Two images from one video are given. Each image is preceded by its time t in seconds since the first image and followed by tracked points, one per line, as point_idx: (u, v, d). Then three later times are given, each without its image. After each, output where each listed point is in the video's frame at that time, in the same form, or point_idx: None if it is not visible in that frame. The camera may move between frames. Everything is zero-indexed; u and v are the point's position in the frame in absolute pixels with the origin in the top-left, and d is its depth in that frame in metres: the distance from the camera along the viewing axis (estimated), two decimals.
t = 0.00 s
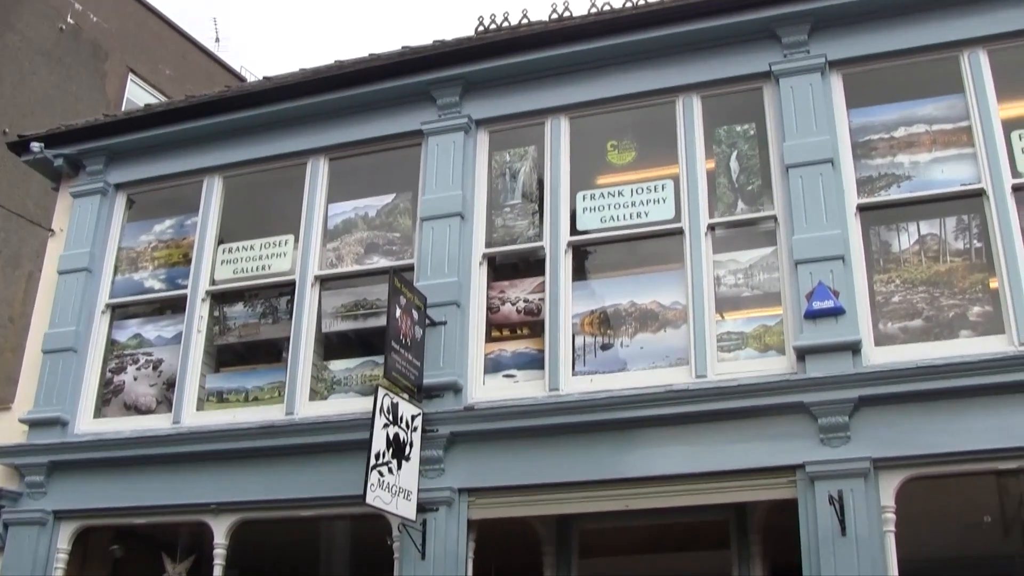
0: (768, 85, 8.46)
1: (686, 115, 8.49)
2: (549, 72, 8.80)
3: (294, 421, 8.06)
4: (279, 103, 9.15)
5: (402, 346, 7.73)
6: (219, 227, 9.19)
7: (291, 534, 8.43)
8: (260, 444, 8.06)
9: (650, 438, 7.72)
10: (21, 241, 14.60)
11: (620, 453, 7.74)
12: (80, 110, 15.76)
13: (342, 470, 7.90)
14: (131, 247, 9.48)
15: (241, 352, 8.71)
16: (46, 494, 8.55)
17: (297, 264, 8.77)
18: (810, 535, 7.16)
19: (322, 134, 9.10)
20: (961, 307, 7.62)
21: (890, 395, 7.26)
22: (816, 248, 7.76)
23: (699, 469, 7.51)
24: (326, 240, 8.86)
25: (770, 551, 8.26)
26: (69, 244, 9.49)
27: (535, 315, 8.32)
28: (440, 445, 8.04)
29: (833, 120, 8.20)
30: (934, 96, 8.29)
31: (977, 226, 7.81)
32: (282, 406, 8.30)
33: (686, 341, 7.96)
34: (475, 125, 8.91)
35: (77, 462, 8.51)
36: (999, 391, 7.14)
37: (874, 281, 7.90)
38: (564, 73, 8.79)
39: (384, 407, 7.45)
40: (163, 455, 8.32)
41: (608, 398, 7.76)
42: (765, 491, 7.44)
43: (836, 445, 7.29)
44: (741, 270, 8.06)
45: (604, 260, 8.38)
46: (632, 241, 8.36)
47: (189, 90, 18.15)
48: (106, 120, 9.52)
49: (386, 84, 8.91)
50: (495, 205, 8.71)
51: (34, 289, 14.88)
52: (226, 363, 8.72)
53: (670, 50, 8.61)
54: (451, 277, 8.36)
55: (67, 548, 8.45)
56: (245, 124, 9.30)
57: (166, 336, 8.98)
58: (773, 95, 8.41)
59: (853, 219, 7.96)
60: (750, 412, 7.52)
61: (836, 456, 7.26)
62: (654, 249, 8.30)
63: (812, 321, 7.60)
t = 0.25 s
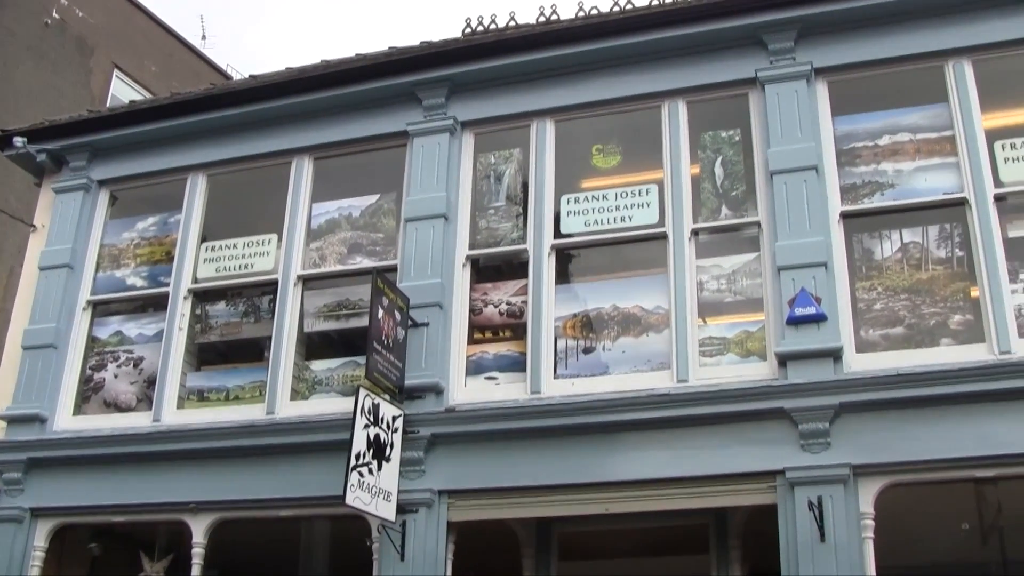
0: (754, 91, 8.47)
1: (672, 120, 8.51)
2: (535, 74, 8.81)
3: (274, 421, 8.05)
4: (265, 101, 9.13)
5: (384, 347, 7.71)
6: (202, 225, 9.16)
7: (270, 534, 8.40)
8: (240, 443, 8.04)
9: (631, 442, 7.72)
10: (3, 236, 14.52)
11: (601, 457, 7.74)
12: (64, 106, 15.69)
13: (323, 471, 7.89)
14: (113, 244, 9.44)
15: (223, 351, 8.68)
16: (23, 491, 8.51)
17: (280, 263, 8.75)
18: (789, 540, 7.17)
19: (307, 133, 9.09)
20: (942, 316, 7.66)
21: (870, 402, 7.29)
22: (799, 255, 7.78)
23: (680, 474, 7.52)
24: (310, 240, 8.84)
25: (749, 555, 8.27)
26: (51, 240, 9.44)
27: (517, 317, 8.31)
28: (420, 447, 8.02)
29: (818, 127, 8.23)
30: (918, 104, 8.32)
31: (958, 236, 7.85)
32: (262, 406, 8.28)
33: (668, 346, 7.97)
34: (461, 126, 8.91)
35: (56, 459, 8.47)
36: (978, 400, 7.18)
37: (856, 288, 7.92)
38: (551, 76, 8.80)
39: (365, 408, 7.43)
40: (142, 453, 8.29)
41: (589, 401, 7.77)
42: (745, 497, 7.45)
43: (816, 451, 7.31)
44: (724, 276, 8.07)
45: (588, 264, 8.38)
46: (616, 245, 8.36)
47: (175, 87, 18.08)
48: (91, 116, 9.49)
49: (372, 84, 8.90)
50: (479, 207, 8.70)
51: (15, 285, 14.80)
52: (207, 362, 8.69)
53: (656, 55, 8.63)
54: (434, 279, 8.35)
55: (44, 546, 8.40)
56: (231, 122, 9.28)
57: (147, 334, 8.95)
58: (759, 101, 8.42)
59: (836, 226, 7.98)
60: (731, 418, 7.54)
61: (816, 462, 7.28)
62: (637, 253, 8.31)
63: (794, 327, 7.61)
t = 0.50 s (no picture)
0: (735, 96, 8.49)
1: (653, 123, 8.52)
2: (518, 76, 8.81)
3: (251, 419, 8.02)
4: (247, 98, 9.11)
5: (362, 347, 7.69)
6: (182, 222, 9.13)
7: (245, 532, 8.37)
8: (216, 441, 8.01)
9: (608, 445, 7.73)
10: None
11: (578, 459, 7.74)
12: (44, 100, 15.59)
13: (299, 470, 7.86)
14: (91, 239, 9.40)
15: (200, 348, 8.65)
16: None
17: (259, 261, 8.73)
18: (764, 544, 7.18)
19: (289, 131, 9.07)
20: (919, 323, 7.69)
21: (846, 408, 7.32)
22: (778, 260, 7.81)
23: (656, 477, 7.53)
24: (289, 238, 8.81)
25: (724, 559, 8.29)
26: (29, 234, 9.38)
27: (496, 318, 8.31)
28: (397, 447, 8.01)
29: (799, 133, 8.25)
30: (899, 112, 8.36)
31: (937, 243, 7.89)
32: (239, 404, 8.25)
33: (647, 349, 7.97)
34: (443, 126, 8.90)
35: (30, 455, 8.42)
36: (952, 407, 7.22)
37: (835, 293, 7.95)
38: (534, 78, 8.80)
39: (342, 408, 7.41)
40: (117, 450, 8.24)
41: (567, 403, 7.77)
42: (721, 501, 7.46)
43: (792, 456, 7.33)
44: (704, 280, 8.08)
45: (568, 266, 8.39)
46: (596, 247, 8.37)
47: (157, 82, 17.96)
48: (71, 110, 9.44)
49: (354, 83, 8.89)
50: (460, 208, 8.69)
51: None
52: (185, 359, 8.66)
53: (639, 59, 8.64)
54: (414, 278, 8.34)
55: (17, 542, 8.35)
56: (212, 119, 9.25)
57: (124, 330, 8.90)
58: (740, 106, 8.44)
59: (815, 232, 8.01)
60: (708, 421, 7.55)
61: (792, 467, 7.30)
62: (617, 256, 8.31)
63: (772, 332, 7.63)
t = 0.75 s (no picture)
0: (715, 101, 8.52)
1: (633, 126, 8.54)
2: (499, 77, 8.83)
3: (226, 416, 8.00)
4: (227, 96, 9.11)
5: (338, 345, 7.68)
6: (159, 218, 9.10)
7: (220, 530, 8.34)
8: (190, 438, 7.99)
9: (583, 447, 7.73)
10: None
11: (553, 461, 7.74)
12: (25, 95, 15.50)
13: (273, 468, 7.85)
14: (68, 234, 9.36)
15: (176, 345, 8.62)
16: None
17: (237, 258, 8.71)
18: (738, 548, 7.20)
19: (269, 129, 9.06)
20: (895, 329, 7.72)
21: (820, 413, 7.34)
22: (755, 265, 7.83)
23: (631, 480, 7.54)
24: (267, 236, 8.80)
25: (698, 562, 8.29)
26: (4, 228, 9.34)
27: (473, 319, 8.31)
28: (372, 446, 7.99)
29: (778, 138, 8.28)
30: (878, 119, 8.39)
31: (914, 250, 7.92)
32: (215, 401, 8.23)
33: (623, 352, 7.98)
34: (423, 126, 8.90)
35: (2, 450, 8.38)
36: (925, 414, 7.25)
37: (811, 299, 7.97)
38: (515, 79, 8.82)
39: (318, 406, 7.39)
40: (91, 446, 8.21)
41: (542, 405, 7.78)
42: (695, 504, 7.47)
43: (767, 460, 7.34)
44: (681, 283, 8.09)
45: (546, 268, 8.39)
46: (574, 250, 8.37)
47: (136, 77, 17.76)
48: (50, 104, 9.40)
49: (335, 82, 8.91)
50: (438, 208, 8.69)
51: None
52: (160, 355, 8.63)
53: (619, 62, 8.67)
54: (391, 278, 8.34)
55: None
56: (192, 115, 9.24)
57: (99, 326, 8.87)
58: (720, 110, 8.47)
59: (793, 238, 8.03)
60: (682, 425, 7.56)
61: (766, 471, 7.31)
62: (595, 258, 8.32)
63: (748, 336, 7.65)
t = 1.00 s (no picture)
0: (694, 105, 8.55)
1: (612, 129, 8.55)
2: (479, 78, 8.84)
3: (200, 414, 7.98)
4: (207, 93, 9.10)
5: (314, 344, 7.66)
6: (136, 214, 9.07)
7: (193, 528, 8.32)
8: (164, 436, 7.96)
9: (557, 449, 7.73)
10: None
11: (528, 462, 7.73)
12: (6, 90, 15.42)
13: (247, 466, 7.83)
14: (44, 229, 9.32)
15: (151, 342, 8.59)
16: None
17: (213, 256, 8.69)
18: (711, 551, 7.22)
19: (248, 126, 9.06)
20: (870, 335, 7.74)
21: (794, 418, 7.36)
22: (732, 269, 7.84)
23: (605, 482, 7.54)
24: (244, 234, 8.78)
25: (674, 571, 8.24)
26: None
27: (450, 320, 8.31)
28: (347, 446, 7.97)
29: (756, 143, 8.30)
30: (857, 125, 8.41)
31: (890, 256, 7.95)
32: (189, 399, 8.21)
33: (599, 354, 7.99)
34: (402, 126, 8.90)
35: None
36: (897, 419, 7.28)
37: (787, 304, 7.98)
38: (495, 80, 8.83)
39: (293, 405, 7.37)
40: (64, 442, 8.18)
41: (517, 406, 7.78)
42: (669, 507, 7.48)
43: (741, 464, 7.36)
44: (658, 287, 8.10)
45: (523, 269, 8.39)
46: (551, 252, 8.38)
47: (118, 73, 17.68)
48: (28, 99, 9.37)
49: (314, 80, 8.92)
50: (416, 208, 8.68)
51: None
52: (135, 352, 8.60)
53: (599, 64, 8.70)
54: (368, 277, 8.33)
55: None
56: (172, 111, 9.22)
57: (74, 322, 8.83)
58: (699, 115, 8.50)
59: (769, 242, 8.04)
60: (656, 428, 7.58)
61: (740, 475, 7.33)
62: (572, 260, 8.33)
63: (724, 340, 7.67)
